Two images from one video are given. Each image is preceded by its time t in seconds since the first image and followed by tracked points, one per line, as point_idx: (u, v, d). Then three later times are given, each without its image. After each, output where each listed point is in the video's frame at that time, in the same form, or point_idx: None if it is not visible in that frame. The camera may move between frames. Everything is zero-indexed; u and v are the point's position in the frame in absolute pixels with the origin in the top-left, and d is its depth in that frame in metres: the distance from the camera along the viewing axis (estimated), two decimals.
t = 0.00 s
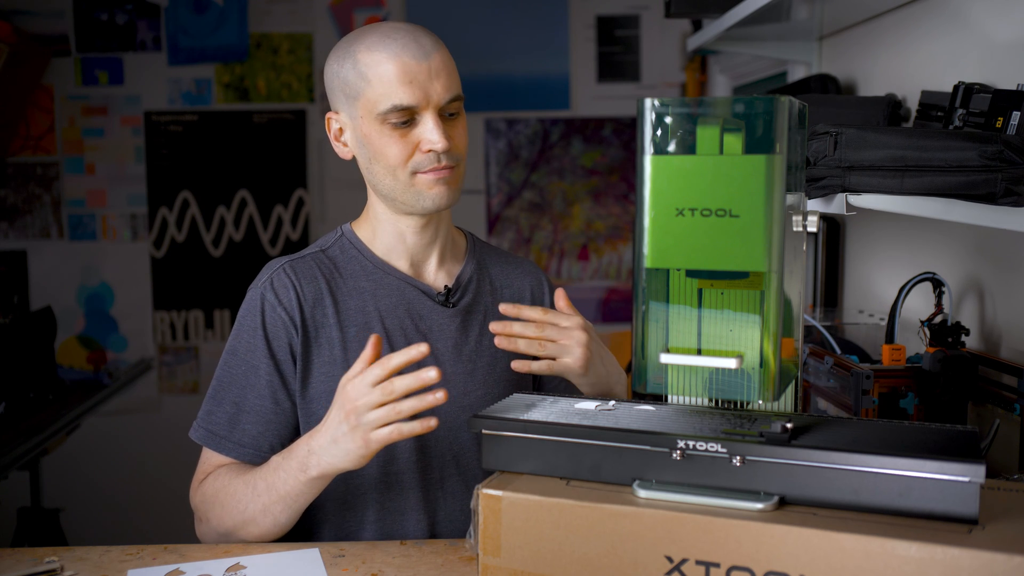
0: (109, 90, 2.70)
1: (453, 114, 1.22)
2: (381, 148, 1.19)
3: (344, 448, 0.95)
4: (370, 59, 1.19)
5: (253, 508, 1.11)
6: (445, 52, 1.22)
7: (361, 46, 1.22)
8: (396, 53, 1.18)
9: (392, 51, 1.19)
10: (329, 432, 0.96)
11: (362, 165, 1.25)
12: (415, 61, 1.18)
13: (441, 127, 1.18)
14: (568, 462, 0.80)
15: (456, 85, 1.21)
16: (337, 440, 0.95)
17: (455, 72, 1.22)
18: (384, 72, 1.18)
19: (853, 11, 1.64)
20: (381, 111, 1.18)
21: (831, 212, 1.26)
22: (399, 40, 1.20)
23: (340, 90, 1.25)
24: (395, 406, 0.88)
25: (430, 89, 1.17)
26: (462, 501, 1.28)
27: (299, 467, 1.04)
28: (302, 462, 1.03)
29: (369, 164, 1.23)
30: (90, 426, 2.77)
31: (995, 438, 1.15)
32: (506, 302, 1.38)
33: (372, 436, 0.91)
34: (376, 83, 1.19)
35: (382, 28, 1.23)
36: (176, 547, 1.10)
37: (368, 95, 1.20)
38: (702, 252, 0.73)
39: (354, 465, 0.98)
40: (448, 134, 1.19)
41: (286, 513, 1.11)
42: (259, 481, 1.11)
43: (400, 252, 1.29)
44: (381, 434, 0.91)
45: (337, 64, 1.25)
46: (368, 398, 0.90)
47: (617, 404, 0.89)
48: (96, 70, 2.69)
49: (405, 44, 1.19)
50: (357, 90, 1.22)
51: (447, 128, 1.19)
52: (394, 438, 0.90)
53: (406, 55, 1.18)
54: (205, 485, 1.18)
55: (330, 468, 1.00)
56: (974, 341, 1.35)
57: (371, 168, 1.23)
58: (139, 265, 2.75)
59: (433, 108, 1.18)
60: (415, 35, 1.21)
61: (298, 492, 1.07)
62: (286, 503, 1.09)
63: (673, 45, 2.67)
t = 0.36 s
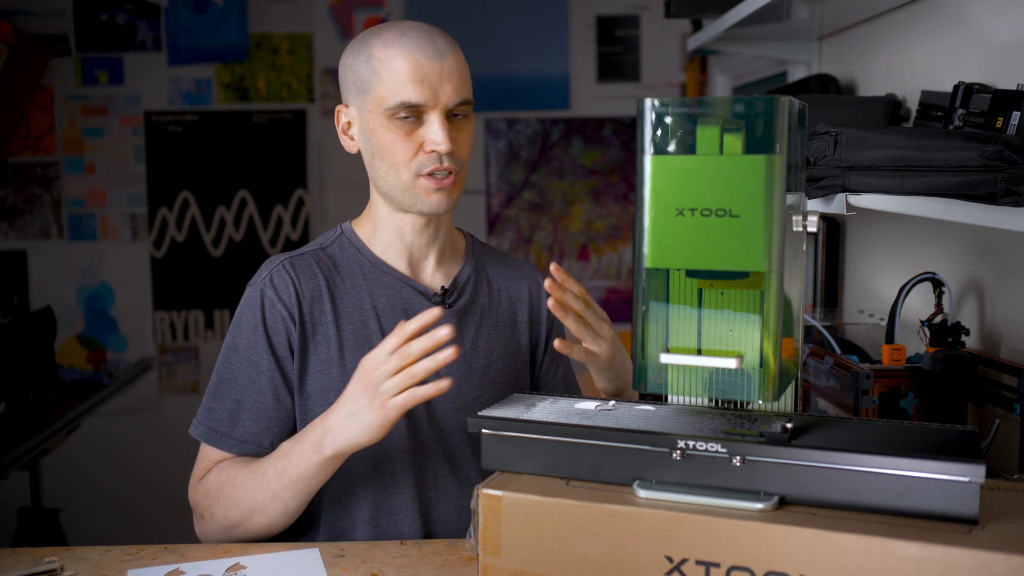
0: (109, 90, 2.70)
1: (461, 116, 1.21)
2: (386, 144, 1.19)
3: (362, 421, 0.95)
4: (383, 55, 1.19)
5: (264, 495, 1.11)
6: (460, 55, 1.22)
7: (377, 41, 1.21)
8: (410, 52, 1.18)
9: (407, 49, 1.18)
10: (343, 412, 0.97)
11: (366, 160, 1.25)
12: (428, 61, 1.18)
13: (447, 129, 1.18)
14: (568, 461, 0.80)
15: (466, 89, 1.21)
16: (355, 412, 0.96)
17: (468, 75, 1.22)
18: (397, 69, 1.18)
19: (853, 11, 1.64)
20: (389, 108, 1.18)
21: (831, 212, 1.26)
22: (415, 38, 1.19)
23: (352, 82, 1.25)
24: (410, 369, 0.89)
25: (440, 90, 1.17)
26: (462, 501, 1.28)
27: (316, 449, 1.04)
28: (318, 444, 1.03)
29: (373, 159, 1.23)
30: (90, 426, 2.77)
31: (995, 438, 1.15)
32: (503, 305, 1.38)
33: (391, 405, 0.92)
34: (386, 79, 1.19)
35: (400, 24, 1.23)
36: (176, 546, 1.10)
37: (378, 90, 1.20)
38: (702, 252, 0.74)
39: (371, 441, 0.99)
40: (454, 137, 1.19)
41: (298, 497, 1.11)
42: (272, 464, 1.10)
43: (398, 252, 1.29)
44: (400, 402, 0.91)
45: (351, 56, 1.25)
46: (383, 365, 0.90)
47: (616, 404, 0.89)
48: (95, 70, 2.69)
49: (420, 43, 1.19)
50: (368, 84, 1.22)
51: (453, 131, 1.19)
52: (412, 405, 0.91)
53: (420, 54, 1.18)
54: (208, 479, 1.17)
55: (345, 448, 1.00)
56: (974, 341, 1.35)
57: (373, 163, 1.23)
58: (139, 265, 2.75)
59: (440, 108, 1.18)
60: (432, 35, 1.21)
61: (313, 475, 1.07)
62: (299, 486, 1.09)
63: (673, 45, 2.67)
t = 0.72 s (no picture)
0: (109, 90, 2.70)
1: (450, 113, 1.21)
2: (374, 140, 1.20)
3: (329, 420, 0.96)
4: (372, 51, 1.20)
5: (243, 492, 1.12)
6: (450, 51, 1.21)
7: (369, 37, 1.22)
8: (398, 48, 1.18)
9: (394, 45, 1.18)
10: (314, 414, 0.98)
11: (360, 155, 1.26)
12: (415, 57, 1.18)
13: (433, 126, 1.18)
14: (568, 461, 0.80)
15: (455, 86, 1.20)
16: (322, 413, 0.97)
17: (459, 73, 1.22)
18: (384, 65, 1.18)
19: (853, 11, 1.64)
20: (377, 103, 1.19)
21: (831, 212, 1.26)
22: (404, 35, 1.19)
23: (347, 78, 1.26)
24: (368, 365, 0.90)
25: (425, 86, 1.18)
26: (461, 500, 1.28)
27: (287, 446, 1.04)
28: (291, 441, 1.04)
29: (366, 156, 1.23)
30: (90, 426, 2.77)
31: (995, 438, 1.15)
32: (503, 304, 1.38)
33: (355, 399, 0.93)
34: (374, 75, 1.19)
35: (391, 20, 1.23)
36: (176, 546, 1.10)
37: (366, 86, 1.20)
38: (701, 252, 0.74)
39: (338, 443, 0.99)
40: (440, 134, 1.19)
41: (277, 495, 1.11)
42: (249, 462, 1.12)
43: (396, 251, 1.29)
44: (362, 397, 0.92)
45: (347, 54, 1.26)
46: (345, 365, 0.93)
47: (616, 404, 0.89)
48: (96, 70, 2.69)
49: (407, 40, 1.19)
50: (360, 81, 1.22)
51: (440, 128, 1.19)
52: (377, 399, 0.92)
53: (406, 50, 1.18)
54: (196, 472, 1.19)
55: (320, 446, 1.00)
56: (973, 341, 1.35)
57: (365, 159, 1.24)
58: (139, 265, 2.75)
59: (426, 104, 1.18)
60: (421, 31, 1.20)
61: (288, 472, 1.07)
62: (274, 484, 1.09)
63: (673, 45, 2.67)
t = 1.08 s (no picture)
0: (109, 90, 2.70)
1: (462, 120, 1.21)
2: (385, 140, 1.20)
3: (328, 416, 0.97)
4: (390, 51, 1.19)
5: (234, 487, 1.12)
6: (467, 57, 1.22)
7: (386, 37, 1.22)
8: (416, 51, 1.18)
9: (413, 48, 1.19)
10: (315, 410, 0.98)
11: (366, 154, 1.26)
12: (433, 61, 1.18)
13: (447, 130, 1.18)
14: (568, 461, 0.80)
15: (470, 92, 1.20)
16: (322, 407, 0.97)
17: (473, 80, 1.22)
18: (402, 66, 1.18)
19: (852, 11, 1.64)
20: (391, 104, 1.18)
21: (831, 212, 1.26)
22: (423, 38, 1.19)
23: (358, 76, 1.25)
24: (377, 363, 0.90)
25: (442, 90, 1.18)
26: (461, 500, 1.28)
27: (280, 445, 1.05)
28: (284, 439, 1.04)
29: (373, 155, 1.23)
30: (90, 426, 2.77)
31: (995, 438, 1.15)
32: (502, 304, 1.38)
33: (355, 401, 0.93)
34: (390, 76, 1.19)
35: (410, 23, 1.23)
36: (176, 546, 1.10)
37: (382, 86, 1.20)
38: (701, 252, 0.74)
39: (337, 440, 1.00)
40: (452, 139, 1.19)
41: (268, 494, 1.11)
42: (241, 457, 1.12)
43: (396, 251, 1.29)
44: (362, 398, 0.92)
45: (361, 53, 1.25)
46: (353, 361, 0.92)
47: (616, 404, 0.89)
48: (96, 70, 2.69)
49: (427, 43, 1.19)
50: (373, 80, 1.22)
51: (453, 132, 1.19)
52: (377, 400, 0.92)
53: (426, 54, 1.18)
54: (190, 467, 1.19)
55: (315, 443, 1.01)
56: (974, 341, 1.35)
57: (372, 158, 1.23)
58: (138, 265, 2.75)
59: (440, 109, 1.18)
60: (440, 36, 1.20)
61: (280, 471, 1.08)
62: (266, 481, 1.09)
63: (673, 45, 2.67)
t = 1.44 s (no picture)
0: (109, 90, 2.70)
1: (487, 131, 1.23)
2: (413, 142, 1.20)
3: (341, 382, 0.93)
4: (431, 57, 1.19)
5: (194, 472, 0.98)
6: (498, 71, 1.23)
7: (424, 40, 1.21)
8: (457, 60, 1.19)
9: (453, 55, 1.19)
10: (325, 380, 0.94)
11: (386, 152, 1.25)
12: (472, 72, 1.19)
13: (477, 139, 1.19)
14: (568, 462, 0.80)
15: (499, 104, 1.22)
16: (346, 383, 0.94)
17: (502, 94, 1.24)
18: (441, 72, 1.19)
19: (852, 11, 1.64)
20: (426, 108, 1.19)
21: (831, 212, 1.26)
22: (463, 48, 1.20)
23: (388, 74, 1.24)
24: (444, 318, 0.88)
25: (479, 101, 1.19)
26: (461, 500, 1.28)
27: (263, 419, 0.94)
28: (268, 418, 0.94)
29: (394, 153, 1.23)
30: (90, 426, 2.78)
31: (995, 438, 1.15)
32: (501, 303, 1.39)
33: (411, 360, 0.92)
34: (428, 81, 1.19)
35: (449, 29, 1.24)
36: (176, 546, 1.10)
37: (416, 88, 1.20)
38: (702, 253, 0.74)
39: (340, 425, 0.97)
40: (480, 149, 1.20)
41: (232, 483, 0.97)
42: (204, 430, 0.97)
43: (397, 251, 1.29)
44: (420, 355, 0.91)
45: (393, 50, 1.24)
46: (421, 316, 0.90)
47: (616, 404, 0.89)
48: (95, 70, 2.69)
49: (467, 52, 1.20)
50: (407, 81, 1.21)
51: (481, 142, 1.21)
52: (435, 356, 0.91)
53: (466, 62, 1.19)
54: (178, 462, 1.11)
55: (310, 420, 0.94)
56: (973, 341, 1.35)
57: (394, 158, 1.23)
58: (138, 265, 2.75)
59: (474, 118, 1.19)
60: (477, 47, 1.22)
61: (256, 453, 0.95)
62: (232, 467, 0.96)
63: (673, 45, 2.67)
